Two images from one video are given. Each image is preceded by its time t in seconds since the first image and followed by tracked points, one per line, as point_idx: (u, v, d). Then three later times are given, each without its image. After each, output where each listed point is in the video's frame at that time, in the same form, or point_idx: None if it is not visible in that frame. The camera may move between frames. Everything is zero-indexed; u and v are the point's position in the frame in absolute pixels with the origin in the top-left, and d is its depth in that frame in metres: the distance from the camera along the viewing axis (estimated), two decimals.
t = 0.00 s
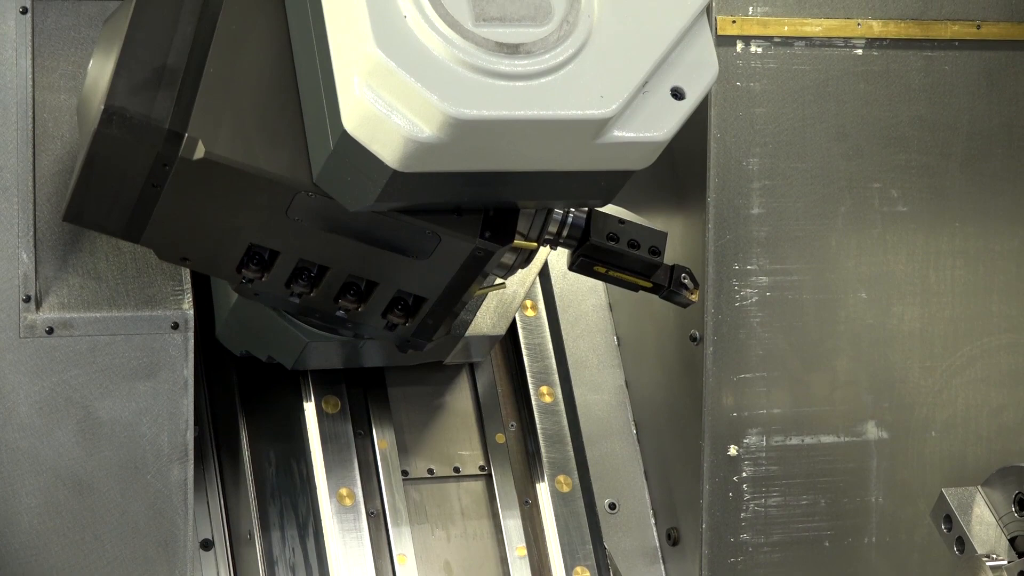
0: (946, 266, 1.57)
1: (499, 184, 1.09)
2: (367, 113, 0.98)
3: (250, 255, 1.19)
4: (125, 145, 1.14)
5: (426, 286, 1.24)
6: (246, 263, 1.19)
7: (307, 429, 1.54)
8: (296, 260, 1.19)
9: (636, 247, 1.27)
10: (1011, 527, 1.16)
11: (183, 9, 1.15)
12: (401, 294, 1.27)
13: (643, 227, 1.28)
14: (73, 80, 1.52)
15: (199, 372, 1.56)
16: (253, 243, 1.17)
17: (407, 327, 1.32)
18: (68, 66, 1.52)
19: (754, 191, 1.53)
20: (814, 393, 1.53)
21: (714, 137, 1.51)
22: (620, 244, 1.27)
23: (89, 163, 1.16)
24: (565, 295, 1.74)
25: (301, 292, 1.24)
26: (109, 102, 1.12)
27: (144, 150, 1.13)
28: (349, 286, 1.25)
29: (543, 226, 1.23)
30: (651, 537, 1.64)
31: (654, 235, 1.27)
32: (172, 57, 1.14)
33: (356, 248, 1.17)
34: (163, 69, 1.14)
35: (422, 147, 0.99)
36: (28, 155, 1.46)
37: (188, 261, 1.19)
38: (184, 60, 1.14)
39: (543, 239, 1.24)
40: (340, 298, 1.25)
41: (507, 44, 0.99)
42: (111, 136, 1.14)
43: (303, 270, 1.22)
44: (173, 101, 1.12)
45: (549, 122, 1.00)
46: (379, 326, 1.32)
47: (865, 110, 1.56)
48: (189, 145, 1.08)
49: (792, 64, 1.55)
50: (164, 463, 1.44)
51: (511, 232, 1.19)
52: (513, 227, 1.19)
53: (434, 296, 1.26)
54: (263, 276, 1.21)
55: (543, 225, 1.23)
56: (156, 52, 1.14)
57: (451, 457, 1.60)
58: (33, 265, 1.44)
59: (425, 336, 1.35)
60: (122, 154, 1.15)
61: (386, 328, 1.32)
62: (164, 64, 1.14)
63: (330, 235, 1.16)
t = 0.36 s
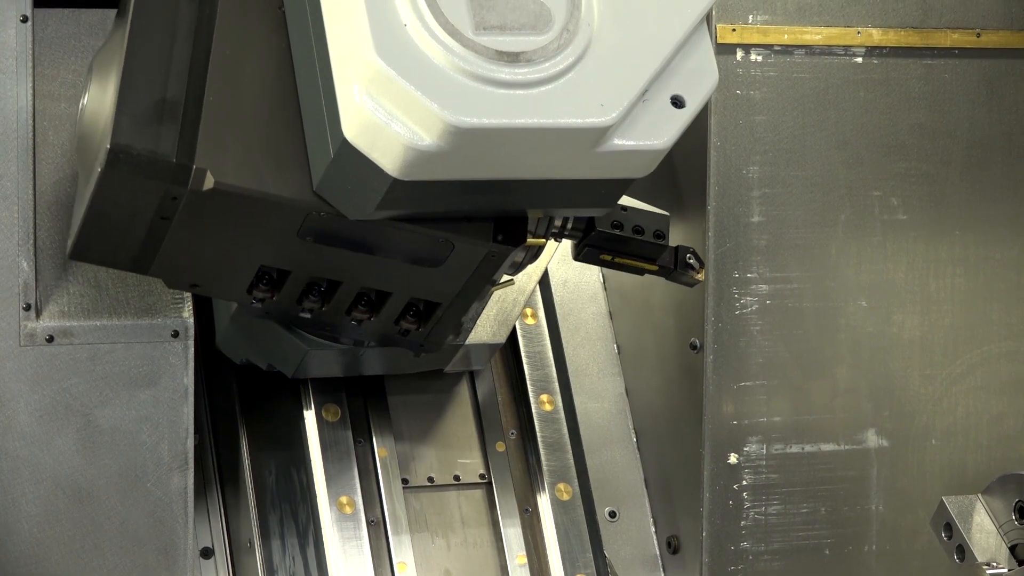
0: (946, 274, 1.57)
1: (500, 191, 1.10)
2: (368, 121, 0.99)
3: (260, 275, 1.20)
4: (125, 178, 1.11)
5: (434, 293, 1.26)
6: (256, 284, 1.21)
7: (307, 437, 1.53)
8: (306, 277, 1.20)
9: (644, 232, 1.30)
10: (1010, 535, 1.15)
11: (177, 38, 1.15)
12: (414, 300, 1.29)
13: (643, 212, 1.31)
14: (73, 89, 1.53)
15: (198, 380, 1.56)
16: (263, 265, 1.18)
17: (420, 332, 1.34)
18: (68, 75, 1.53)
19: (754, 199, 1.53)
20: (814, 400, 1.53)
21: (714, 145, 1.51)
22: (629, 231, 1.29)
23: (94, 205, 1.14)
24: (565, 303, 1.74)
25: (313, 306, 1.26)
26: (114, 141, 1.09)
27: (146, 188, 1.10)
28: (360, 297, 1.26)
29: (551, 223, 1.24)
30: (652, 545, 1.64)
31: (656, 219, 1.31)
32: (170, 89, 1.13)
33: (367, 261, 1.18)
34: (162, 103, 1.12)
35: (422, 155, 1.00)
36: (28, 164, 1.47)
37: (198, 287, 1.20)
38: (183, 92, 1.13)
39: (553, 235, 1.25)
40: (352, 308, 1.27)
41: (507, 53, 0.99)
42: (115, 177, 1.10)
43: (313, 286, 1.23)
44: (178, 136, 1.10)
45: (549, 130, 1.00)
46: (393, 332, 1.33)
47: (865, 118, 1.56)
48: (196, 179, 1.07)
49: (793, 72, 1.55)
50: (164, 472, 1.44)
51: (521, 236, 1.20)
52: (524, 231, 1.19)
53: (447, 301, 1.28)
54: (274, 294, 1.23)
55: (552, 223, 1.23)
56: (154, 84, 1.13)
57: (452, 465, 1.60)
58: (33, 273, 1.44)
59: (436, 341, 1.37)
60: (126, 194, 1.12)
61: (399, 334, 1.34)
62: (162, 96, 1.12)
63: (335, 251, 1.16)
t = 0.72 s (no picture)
0: (947, 283, 1.57)
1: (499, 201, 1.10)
2: (368, 130, 0.99)
3: (272, 296, 1.22)
4: (134, 218, 1.09)
5: (444, 299, 1.26)
6: (268, 305, 1.23)
7: (308, 454, 1.54)
8: (317, 294, 1.22)
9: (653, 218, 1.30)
10: (1011, 543, 1.20)
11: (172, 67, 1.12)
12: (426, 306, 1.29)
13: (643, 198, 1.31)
14: (73, 97, 1.53)
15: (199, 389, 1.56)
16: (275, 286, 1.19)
17: (433, 337, 1.35)
18: (69, 83, 1.54)
19: (754, 208, 1.53)
20: (815, 409, 1.53)
21: (714, 155, 1.51)
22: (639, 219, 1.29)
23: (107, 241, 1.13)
24: (565, 311, 1.74)
25: (325, 321, 1.27)
26: (123, 182, 1.07)
27: (155, 223, 1.09)
28: (372, 309, 1.27)
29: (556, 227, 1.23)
30: (652, 554, 1.63)
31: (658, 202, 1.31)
32: (172, 121, 1.09)
33: (377, 275, 1.19)
34: (166, 136, 1.09)
35: (423, 164, 0.99)
36: (29, 173, 1.47)
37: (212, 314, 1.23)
38: (186, 124, 1.10)
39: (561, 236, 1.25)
40: (364, 319, 1.28)
41: (507, 61, 0.99)
42: (125, 217, 1.09)
43: (323, 302, 1.25)
44: (187, 171, 1.08)
45: (551, 140, 1.00)
46: (404, 338, 1.34)
47: (865, 127, 1.56)
48: (206, 212, 1.07)
49: (793, 81, 1.55)
50: (164, 480, 1.43)
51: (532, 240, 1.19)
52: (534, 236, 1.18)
53: (459, 305, 1.28)
54: (287, 312, 1.24)
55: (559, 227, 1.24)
56: (155, 119, 1.09)
57: (452, 474, 1.60)
58: (33, 282, 1.44)
59: (450, 347, 1.40)
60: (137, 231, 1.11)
61: (410, 339, 1.35)
62: (166, 130, 1.09)
63: (337, 267, 1.16)
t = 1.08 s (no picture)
0: (947, 290, 1.57)
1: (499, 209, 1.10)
2: (368, 137, 0.99)
3: (283, 315, 1.23)
4: (147, 254, 1.09)
5: (454, 302, 1.27)
6: (282, 322, 1.24)
7: (309, 463, 1.54)
8: (328, 308, 1.22)
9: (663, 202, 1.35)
10: (1011, 550, 1.15)
11: (171, 97, 1.11)
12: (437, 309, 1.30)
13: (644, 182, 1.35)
14: (73, 104, 1.56)
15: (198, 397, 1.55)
16: (288, 305, 1.20)
17: (444, 338, 1.37)
18: (69, 91, 1.56)
19: (753, 215, 1.53)
20: (814, 416, 1.53)
21: (713, 162, 1.51)
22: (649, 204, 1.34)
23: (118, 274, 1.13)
24: (565, 318, 1.74)
25: (338, 333, 1.28)
26: (135, 220, 1.06)
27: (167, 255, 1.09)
28: (383, 317, 1.28)
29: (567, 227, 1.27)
30: (652, 562, 1.63)
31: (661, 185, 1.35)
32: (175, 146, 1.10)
33: (387, 284, 1.19)
34: (172, 168, 1.08)
35: (422, 171, 0.99)
36: (29, 181, 1.46)
37: (227, 336, 1.25)
38: (192, 154, 1.09)
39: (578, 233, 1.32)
40: (376, 327, 1.29)
41: (508, 69, 0.99)
42: (139, 255, 1.09)
43: (334, 315, 1.26)
44: (197, 201, 1.08)
45: (552, 147, 1.00)
46: (414, 340, 1.35)
47: (864, 134, 1.57)
48: (220, 241, 1.08)
49: (793, 88, 1.55)
50: (165, 488, 1.43)
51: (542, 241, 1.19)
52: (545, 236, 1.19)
53: (470, 305, 1.29)
54: (299, 329, 1.26)
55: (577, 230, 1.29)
56: (158, 150, 1.09)
57: (452, 482, 1.60)
58: (33, 289, 1.44)
59: (461, 344, 1.43)
60: (148, 264, 1.11)
61: (421, 342, 1.37)
62: (172, 162, 1.09)
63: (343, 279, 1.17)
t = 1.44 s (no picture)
0: (945, 296, 1.58)
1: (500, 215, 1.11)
2: (369, 144, 0.99)
3: (287, 322, 1.24)
4: (152, 263, 1.10)
5: (456, 308, 1.28)
6: (285, 329, 1.25)
7: (312, 467, 1.55)
8: (332, 316, 1.23)
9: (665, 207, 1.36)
10: (1009, 555, 1.17)
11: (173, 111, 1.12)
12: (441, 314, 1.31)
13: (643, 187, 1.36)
14: (77, 112, 1.57)
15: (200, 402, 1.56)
16: (293, 312, 1.21)
17: (448, 343, 1.38)
18: (73, 98, 1.57)
19: (753, 222, 1.54)
20: (813, 422, 1.54)
21: (714, 170, 1.52)
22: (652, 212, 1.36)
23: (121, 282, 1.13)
24: (566, 325, 1.75)
25: (341, 339, 1.29)
26: (140, 229, 1.07)
27: (174, 265, 1.10)
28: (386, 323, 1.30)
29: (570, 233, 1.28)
30: (652, 566, 1.63)
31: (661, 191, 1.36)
32: (178, 157, 1.11)
33: (392, 292, 1.21)
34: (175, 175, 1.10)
35: (423, 178, 1.00)
36: (32, 188, 1.47)
37: (229, 343, 1.26)
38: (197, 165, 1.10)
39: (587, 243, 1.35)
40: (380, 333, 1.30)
41: (508, 76, 1.00)
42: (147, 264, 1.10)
43: (338, 321, 1.27)
44: (201, 210, 1.09)
45: (551, 154, 1.02)
46: (416, 345, 1.36)
47: (863, 141, 1.57)
48: (226, 249, 1.09)
49: (792, 96, 1.56)
50: (168, 493, 1.44)
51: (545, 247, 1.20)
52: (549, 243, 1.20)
53: (474, 310, 1.30)
54: (302, 336, 1.27)
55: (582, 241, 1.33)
56: (162, 161, 1.10)
57: (453, 487, 1.61)
58: (37, 296, 1.45)
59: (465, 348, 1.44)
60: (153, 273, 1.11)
61: (425, 348, 1.38)
62: (175, 172, 1.10)
63: (345, 286, 1.18)
